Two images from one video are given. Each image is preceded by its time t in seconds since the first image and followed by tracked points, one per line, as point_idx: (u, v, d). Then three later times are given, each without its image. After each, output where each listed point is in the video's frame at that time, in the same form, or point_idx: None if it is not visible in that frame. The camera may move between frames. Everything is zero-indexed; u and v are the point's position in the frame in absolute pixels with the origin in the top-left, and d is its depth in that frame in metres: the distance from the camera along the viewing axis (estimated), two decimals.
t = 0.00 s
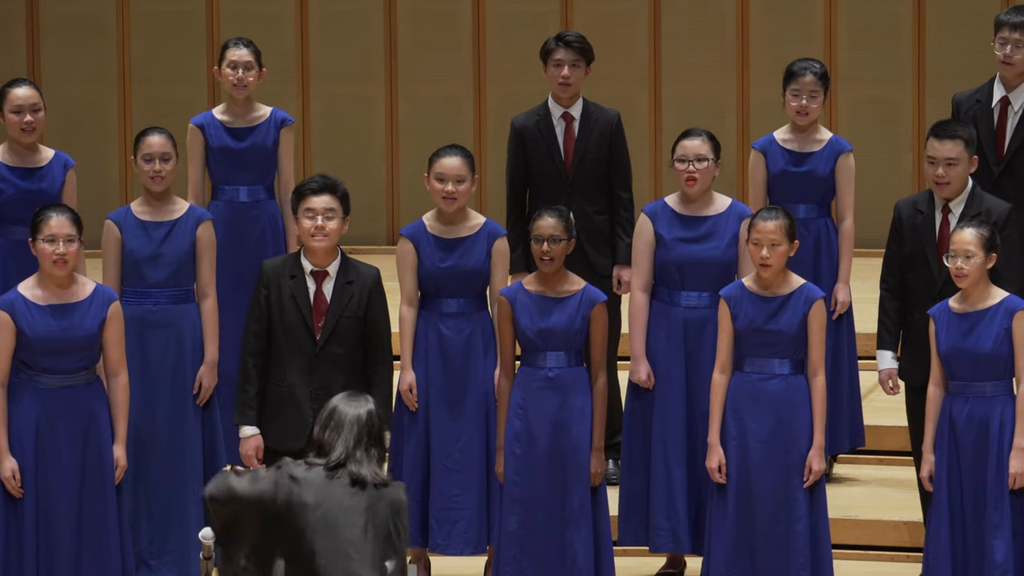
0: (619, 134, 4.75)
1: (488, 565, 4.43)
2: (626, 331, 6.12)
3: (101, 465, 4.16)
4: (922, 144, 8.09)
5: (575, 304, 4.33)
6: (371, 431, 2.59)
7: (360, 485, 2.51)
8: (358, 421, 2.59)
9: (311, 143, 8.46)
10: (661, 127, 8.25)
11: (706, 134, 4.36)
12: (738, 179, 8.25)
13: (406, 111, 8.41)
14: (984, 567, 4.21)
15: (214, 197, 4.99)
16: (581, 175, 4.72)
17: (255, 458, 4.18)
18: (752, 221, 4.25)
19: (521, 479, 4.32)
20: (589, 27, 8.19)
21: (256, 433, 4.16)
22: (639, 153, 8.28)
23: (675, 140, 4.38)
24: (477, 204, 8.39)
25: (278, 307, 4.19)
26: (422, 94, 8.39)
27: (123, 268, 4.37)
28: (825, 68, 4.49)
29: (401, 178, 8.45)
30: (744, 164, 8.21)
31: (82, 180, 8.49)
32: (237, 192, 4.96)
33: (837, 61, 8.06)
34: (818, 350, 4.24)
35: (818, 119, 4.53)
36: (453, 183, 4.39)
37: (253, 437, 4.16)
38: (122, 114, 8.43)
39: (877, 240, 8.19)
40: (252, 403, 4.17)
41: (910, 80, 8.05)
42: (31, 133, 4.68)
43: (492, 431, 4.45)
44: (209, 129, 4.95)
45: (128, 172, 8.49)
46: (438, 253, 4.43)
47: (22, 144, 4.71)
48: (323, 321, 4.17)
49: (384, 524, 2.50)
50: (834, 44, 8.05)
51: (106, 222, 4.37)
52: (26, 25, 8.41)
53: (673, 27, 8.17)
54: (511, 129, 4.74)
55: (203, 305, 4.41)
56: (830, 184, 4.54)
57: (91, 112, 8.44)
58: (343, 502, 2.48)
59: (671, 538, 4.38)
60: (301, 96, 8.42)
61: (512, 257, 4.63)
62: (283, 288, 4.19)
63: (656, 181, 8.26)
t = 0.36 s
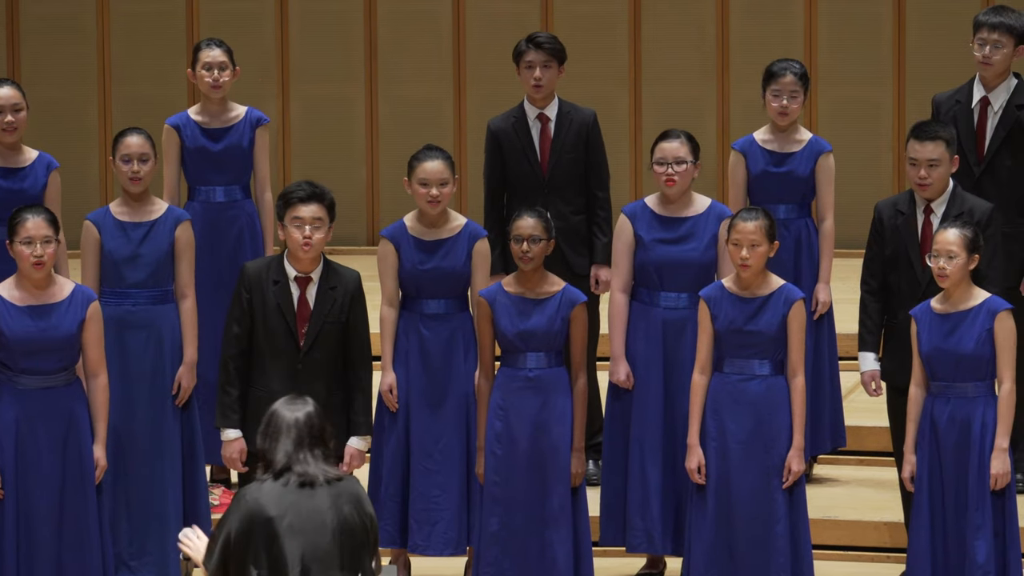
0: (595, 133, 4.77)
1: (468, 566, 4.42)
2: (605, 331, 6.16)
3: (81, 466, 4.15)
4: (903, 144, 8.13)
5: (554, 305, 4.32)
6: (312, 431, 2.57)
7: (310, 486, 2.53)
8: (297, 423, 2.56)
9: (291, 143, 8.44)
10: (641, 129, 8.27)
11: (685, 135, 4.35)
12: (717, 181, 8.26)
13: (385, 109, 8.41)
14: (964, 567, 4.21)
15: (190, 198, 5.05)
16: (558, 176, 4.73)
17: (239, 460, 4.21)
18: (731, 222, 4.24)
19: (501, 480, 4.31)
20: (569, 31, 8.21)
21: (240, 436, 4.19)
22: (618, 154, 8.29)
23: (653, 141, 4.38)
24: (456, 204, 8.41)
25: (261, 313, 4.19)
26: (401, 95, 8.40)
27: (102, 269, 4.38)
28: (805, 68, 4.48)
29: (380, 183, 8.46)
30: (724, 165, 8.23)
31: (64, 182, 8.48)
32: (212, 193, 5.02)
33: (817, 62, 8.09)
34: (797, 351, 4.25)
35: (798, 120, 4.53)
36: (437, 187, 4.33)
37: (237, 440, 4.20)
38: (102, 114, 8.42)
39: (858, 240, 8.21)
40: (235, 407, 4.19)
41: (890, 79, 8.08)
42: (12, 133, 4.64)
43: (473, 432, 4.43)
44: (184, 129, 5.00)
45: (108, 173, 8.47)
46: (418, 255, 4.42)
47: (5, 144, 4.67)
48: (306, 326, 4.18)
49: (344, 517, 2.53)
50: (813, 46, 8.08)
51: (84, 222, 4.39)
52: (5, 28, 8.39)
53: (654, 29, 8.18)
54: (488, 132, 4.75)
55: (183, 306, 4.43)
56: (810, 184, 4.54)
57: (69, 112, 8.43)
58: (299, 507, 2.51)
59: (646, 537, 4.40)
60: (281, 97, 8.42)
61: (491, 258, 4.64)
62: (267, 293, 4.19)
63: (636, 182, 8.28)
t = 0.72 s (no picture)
0: (578, 134, 4.77)
1: (449, 567, 4.41)
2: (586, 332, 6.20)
3: (61, 467, 4.15)
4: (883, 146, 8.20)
5: (536, 306, 4.33)
6: (284, 432, 2.61)
7: (284, 490, 2.57)
8: (266, 426, 2.61)
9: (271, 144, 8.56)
10: (621, 127, 8.36)
11: (665, 136, 4.35)
12: (697, 181, 8.33)
13: (365, 109, 8.51)
14: (947, 567, 4.20)
15: (174, 199, 5.05)
16: (540, 177, 4.74)
17: (226, 463, 4.20)
18: (711, 222, 4.24)
19: (482, 480, 4.31)
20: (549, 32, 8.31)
21: (225, 438, 4.18)
22: (599, 153, 8.37)
23: (633, 141, 4.38)
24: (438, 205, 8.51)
25: (242, 312, 4.19)
26: (380, 94, 8.49)
27: (82, 270, 4.42)
28: (783, 68, 4.49)
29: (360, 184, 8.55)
30: (704, 164, 8.30)
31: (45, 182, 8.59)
32: (196, 193, 5.02)
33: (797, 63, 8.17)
34: (778, 351, 4.25)
35: (778, 120, 4.53)
36: (414, 189, 4.32)
37: (223, 442, 4.18)
38: (82, 114, 8.51)
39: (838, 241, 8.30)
40: (220, 409, 4.18)
41: (869, 79, 8.16)
42: None
43: (453, 432, 4.41)
44: (169, 130, 4.99)
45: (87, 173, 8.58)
46: (400, 256, 4.38)
47: None
48: (288, 325, 4.18)
49: (321, 516, 2.56)
50: (793, 46, 8.16)
51: (64, 223, 4.41)
52: None
53: (634, 29, 8.28)
54: (470, 132, 4.75)
55: (162, 307, 4.45)
56: (790, 184, 4.55)
57: (49, 112, 8.51)
58: (274, 511, 2.55)
59: (627, 539, 4.40)
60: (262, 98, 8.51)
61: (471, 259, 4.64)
62: (247, 293, 4.19)
63: (615, 181, 8.36)
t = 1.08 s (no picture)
0: (563, 137, 4.76)
1: (429, 567, 4.41)
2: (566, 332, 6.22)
3: (43, 468, 4.15)
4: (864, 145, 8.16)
5: (516, 307, 4.32)
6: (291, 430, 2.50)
7: (280, 489, 2.45)
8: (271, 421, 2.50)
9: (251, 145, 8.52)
10: (602, 128, 8.31)
11: (647, 137, 4.34)
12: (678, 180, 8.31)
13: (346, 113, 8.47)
14: (928, 568, 4.19)
15: (161, 199, 5.06)
16: (524, 178, 4.73)
17: (208, 463, 4.20)
18: (691, 222, 4.23)
19: (462, 480, 4.30)
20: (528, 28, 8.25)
21: (206, 438, 4.18)
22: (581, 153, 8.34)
23: (614, 142, 4.36)
24: (416, 206, 8.47)
25: (221, 311, 4.20)
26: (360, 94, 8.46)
27: (63, 270, 4.43)
28: (766, 69, 4.48)
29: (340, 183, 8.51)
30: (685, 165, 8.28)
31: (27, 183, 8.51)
32: (182, 193, 5.03)
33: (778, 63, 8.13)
34: (758, 351, 4.26)
35: (759, 121, 4.52)
36: (393, 189, 4.33)
37: (204, 443, 4.19)
38: (63, 116, 8.47)
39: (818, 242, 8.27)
40: (200, 409, 4.18)
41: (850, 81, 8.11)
42: None
43: (433, 432, 4.42)
44: (157, 130, 5.00)
45: (68, 173, 8.49)
46: (379, 257, 4.38)
47: None
48: (267, 324, 4.18)
49: (311, 520, 2.43)
50: (774, 47, 8.12)
51: (45, 223, 4.43)
52: None
53: (614, 30, 8.22)
54: (455, 130, 4.74)
55: (143, 307, 4.46)
56: (772, 185, 4.55)
57: (32, 115, 8.47)
58: (266, 508, 2.44)
59: (609, 539, 4.40)
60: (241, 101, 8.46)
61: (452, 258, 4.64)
62: (225, 292, 4.21)
63: (597, 182, 8.32)
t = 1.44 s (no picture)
0: (541, 137, 4.79)
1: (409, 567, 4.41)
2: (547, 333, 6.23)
3: (23, 467, 4.13)
4: (844, 146, 8.25)
5: (495, 308, 4.32)
6: (294, 434, 2.57)
7: (277, 491, 2.54)
8: (278, 422, 2.57)
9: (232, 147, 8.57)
10: (581, 129, 8.38)
11: (626, 137, 4.35)
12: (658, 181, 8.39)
13: (326, 112, 8.53)
14: (908, 567, 4.18)
15: (148, 201, 5.05)
16: (502, 178, 4.76)
17: (184, 462, 4.21)
18: (672, 222, 4.23)
19: (442, 481, 4.31)
20: (509, 29, 8.33)
21: (184, 438, 4.19)
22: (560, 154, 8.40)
23: (594, 142, 4.37)
24: (398, 207, 8.54)
25: (202, 312, 4.21)
26: (343, 95, 8.52)
27: (45, 271, 4.41)
28: (747, 70, 4.47)
29: (320, 183, 8.57)
30: (664, 165, 8.36)
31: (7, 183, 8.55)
32: (169, 194, 5.02)
33: (757, 62, 8.23)
34: (739, 351, 4.25)
35: (740, 122, 4.52)
36: (373, 189, 4.32)
37: (181, 442, 4.19)
38: (43, 115, 8.51)
39: (798, 243, 8.35)
40: (179, 409, 4.19)
41: (828, 84, 8.21)
42: None
43: (412, 434, 4.42)
44: (144, 131, 5.00)
45: (48, 172, 8.55)
46: (359, 257, 4.38)
47: None
48: (246, 324, 4.19)
49: (301, 528, 2.51)
50: (753, 45, 8.22)
51: (26, 224, 4.41)
52: None
53: (593, 31, 8.31)
54: (433, 130, 4.77)
55: (126, 309, 4.41)
56: (752, 186, 4.55)
57: (14, 115, 8.50)
58: (260, 507, 2.52)
59: (587, 540, 4.41)
60: (222, 100, 8.52)
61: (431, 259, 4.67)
62: (206, 292, 4.22)
63: (576, 182, 8.37)
